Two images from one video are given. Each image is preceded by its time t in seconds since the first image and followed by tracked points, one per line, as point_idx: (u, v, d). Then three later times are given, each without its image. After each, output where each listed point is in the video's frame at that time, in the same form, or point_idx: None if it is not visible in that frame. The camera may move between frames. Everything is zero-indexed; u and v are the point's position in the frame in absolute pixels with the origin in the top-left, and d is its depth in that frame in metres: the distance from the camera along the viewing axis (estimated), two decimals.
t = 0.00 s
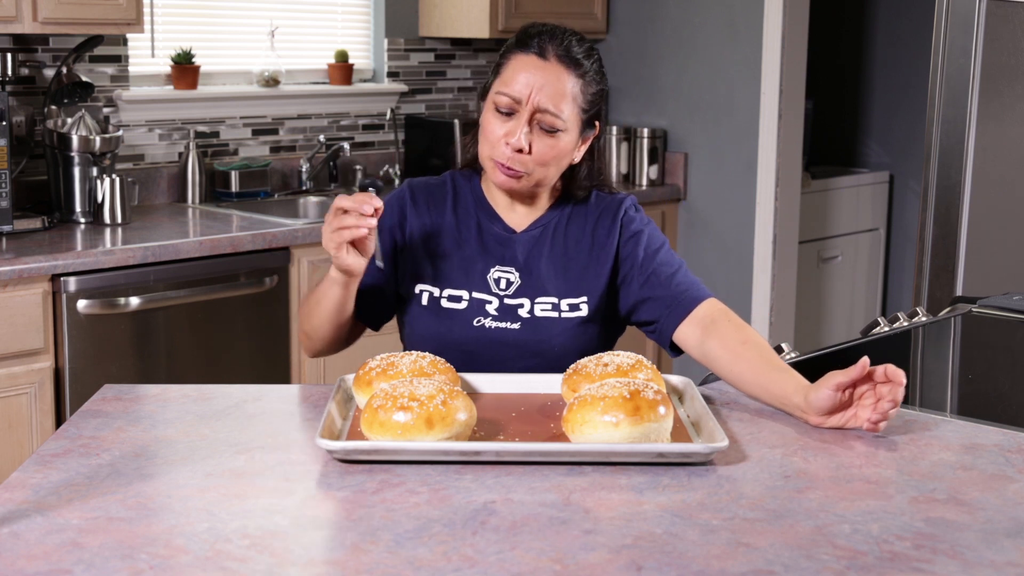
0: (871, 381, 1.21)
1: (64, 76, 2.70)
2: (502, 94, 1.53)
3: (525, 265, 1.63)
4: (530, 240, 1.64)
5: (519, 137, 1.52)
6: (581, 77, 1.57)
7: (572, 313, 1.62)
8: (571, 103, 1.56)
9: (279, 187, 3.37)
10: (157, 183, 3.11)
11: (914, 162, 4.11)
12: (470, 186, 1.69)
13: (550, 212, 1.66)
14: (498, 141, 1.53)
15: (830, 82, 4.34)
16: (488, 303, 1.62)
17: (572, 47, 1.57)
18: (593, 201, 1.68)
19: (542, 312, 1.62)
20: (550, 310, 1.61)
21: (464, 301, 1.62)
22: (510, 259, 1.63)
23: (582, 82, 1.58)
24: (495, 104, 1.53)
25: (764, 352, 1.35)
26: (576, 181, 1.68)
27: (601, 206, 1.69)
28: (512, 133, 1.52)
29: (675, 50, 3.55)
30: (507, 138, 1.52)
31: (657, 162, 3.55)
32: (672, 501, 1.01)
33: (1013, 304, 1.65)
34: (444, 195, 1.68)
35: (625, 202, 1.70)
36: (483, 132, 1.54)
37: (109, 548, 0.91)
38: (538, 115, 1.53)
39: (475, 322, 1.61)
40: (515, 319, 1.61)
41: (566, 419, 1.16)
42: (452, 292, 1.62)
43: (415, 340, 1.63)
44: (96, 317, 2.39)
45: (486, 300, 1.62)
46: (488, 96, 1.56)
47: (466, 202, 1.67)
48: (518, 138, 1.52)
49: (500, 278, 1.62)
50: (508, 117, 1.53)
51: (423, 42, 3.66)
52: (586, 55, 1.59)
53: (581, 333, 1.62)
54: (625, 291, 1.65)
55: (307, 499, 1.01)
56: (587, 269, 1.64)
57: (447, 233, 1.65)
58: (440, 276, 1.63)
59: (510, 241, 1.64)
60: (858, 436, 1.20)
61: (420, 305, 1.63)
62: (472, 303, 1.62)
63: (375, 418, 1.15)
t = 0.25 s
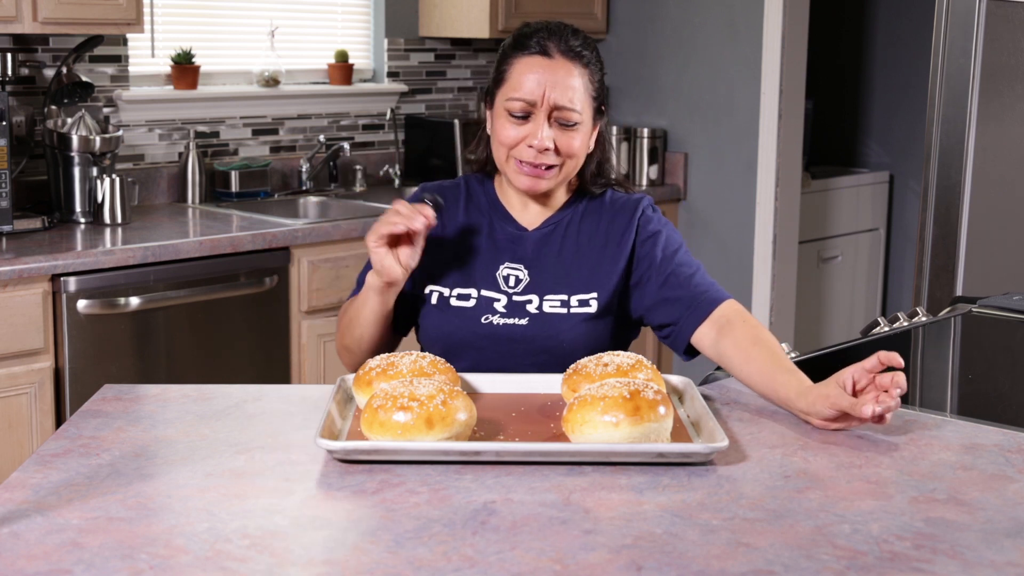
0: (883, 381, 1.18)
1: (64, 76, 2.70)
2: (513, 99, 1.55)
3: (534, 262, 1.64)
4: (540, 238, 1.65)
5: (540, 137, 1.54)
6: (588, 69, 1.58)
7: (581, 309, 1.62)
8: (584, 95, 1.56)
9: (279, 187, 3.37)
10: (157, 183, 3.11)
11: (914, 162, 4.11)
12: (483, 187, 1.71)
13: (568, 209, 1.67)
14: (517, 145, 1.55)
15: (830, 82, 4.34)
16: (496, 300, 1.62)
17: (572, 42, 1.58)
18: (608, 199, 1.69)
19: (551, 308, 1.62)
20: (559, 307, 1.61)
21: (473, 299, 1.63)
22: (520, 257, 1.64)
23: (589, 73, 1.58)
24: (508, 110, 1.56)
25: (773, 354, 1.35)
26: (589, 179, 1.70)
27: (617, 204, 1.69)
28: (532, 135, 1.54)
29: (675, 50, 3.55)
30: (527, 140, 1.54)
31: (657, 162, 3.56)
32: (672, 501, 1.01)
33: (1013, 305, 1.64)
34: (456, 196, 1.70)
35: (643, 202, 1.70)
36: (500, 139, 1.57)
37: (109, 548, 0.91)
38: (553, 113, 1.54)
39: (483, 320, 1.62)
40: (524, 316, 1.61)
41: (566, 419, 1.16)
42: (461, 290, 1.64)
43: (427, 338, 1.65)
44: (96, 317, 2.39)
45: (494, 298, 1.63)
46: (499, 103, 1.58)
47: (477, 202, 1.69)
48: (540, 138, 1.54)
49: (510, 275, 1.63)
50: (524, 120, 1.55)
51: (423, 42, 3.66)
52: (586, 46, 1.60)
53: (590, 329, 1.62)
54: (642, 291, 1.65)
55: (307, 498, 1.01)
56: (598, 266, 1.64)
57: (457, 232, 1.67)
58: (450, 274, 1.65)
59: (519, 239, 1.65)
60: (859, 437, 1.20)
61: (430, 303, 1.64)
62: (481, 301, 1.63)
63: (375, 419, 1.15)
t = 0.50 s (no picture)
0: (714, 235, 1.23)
1: (64, 76, 2.70)
2: (513, 94, 1.56)
3: (551, 263, 1.64)
4: (556, 238, 1.65)
5: (541, 130, 1.55)
6: (588, 62, 1.60)
7: (599, 311, 1.62)
8: (583, 86, 1.58)
9: (278, 187, 3.37)
10: (157, 183, 3.11)
11: (914, 162, 4.11)
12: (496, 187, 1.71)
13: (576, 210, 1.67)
14: (521, 140, 1.56)
15: (830, 82, 4.34)
16: (513, 301, 1.63)
17: (567, 35, 1.60)
18: (622, 198, 1.70)
19: (568, 309, 1.62)
20: (576, 308, 1.62)
21: (490, 300, 1.64)
22: (536, 259, 1.65)
23: (587, 64, 1.60)
24: (509, 106, 1.57)
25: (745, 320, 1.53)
26: (601, 175, 1.71)
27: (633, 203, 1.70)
28: (533, 129, 1.55)
29: (675, 50, 3.55)
30: (530, 135, 1.55)
31: (657, 162, 3.56)
32: (672, 501, 1.01)
33: (1012, 305, 1.68)
34: (472, 197, 1.71)
35: (658, 202, 1.71)
36: (505, 137, 1.57)
37: (109, 548, 0.91)
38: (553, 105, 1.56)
39: (501, 321, 1.62)
40: (541, 317, 1.62)
41: (566, 419, 1.16)
42: (478, 291, 1.64)
43: (444, 340, 1.65)
44: (96, 317, 2.39)
45: (511, 299, 1.63)
46: (500, 102, 1.59)
47: (491, 203, 1.70)
48: (541, 131, 1.55)
49: (527, 277, 1.64)
50: (526, 114, 1.56)
51: (423, 42, 3.66)
52: (582, 37, 1.62)
53: (608, 331, 1.62)
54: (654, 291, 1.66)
55: (307, 498, 1.01)
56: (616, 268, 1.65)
57: (474, 234, 1.68)
58: (468, 276, 1.66)
59: (536, 241, 1.65)
60: (858, 437, 1.20)
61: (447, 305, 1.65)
62: (498, 302, 1.63)
63: (375, 419, 1.15)
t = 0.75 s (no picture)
0: (605, 179, 1.44)
1: (64, 76, 2.70)
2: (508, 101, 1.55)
3: (552, 264, 1.65)
4: (556, 238, 1.65)
5: (536, 137, 1.54)
6: (583, 66, 1.59)
7: (599, 310, 1.62)
8: (579, 90, 1.56)
9: (278, 187, 3.37)
10: (157, 183, 3.11)
11: (914, 162, 4.11)
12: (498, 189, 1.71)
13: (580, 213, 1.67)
14: (518, 147, 1.56)
15: (830, 82, 4.34)
16: (514, 302, 1.63)
17: (561, 38, 1.58)
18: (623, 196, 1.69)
19: (569, 310, 1.62)
20: (576, 307, 1.62)
21: (491, 301, 1.64)
22: (536, 259, 1.65)
23: (583, 66, 1.58)
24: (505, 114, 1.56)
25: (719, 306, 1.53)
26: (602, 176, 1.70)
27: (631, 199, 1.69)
28: (528, 136, 1.55)
29: (675, 50, 3.55)
30: (526, 141, 1.54)
31: (657, 162, 3.56)
32: (672, 501, 1.01)
33: (1012, 305, 1.68)
34: (475, 200, 1.72)
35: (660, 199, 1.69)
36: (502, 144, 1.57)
37: (109, 548, 0.91)
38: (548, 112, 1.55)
39: (502, 322, 1.62)
40: (541, 318, 1.62)
41: (566, 419, 1.16)
42: (479, 293, 1.65)
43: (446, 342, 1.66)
44: (96, 317, 2.39)
45: (512, 300, 1.63)
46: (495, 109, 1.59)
47: (493, 205, 1.70)
48: (536, 139, 1.54)
49: (528, 277, 1.64)
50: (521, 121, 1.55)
51: (423, 42, 3.66)
52: (577, 40, 1.60)
53: (608, 330, 1.62)
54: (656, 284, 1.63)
55: (307, 499, 1.01)
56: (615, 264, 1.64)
57: (476, 235, 1.68)
58: (470, 277, 1.66)
59: (536, 241, 1.65)
60: (858, 437, 1.20)
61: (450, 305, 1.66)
62: (499, 303, 1.64)
63: (375, 419, 1.15)
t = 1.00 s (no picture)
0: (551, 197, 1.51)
1: (64, 76, 2.70)
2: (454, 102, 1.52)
3: (522, 261, 1.63)
4: (523, 235, 1.63)
5: (479, 138, 1.50)
6: (529, 65, 1.55)
7: (572, 303, 1.62)
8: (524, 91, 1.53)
9: (279, 187, 3.37)
10: (157, 183, 3.11)
11: (914, 162, 4.11)
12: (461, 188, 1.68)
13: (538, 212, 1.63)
14: (463, 148, 1.52)
15: (830, 82, 4.34)
16: (488, 302, 1.62)
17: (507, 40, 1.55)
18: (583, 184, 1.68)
19: (542, 306, 1.62)
20: (549, 302, 1.62)
21: (465, 302, 1.62)
22: (506, 257, 1.63)
23: (529, 68, 1.55)
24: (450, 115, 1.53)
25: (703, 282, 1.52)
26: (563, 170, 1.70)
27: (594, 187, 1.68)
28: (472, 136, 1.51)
29: (675, 49, 3.55)
30: (469, 142, 1.50)
31: (657, 162, 3.56)
32: (672, 501, 1.01)
33: (1011, 305, 1.68)
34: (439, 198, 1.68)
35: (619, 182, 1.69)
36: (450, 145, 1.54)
37: (109, 548, 0.91)
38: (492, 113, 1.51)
39: (477, 323, 1.61)
40: (516, 316, 1.61)
41: (566, 419, 1.16)
42: (451, 295, 1.63)
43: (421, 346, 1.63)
44: (96, 317, 2.39)
45: (485, 300, 1.62)
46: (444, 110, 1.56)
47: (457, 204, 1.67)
48: (479, 139, 1.50)
49: (499, 277, 1.62)
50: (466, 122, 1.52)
51: (423, 42, 3.66)
52: (525, 42, 1.57)
53: (583, 322, 1.62)
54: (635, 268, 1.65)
55: (306, 498, 1.01)
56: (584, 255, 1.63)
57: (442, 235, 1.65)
58: (441, 281, 1.63)
59: (504, 240, 1.63)
60: (858, 437, 1.20)
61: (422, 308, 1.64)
62: (472, 304, 1.62)
63: (375, 419, 1.15)
